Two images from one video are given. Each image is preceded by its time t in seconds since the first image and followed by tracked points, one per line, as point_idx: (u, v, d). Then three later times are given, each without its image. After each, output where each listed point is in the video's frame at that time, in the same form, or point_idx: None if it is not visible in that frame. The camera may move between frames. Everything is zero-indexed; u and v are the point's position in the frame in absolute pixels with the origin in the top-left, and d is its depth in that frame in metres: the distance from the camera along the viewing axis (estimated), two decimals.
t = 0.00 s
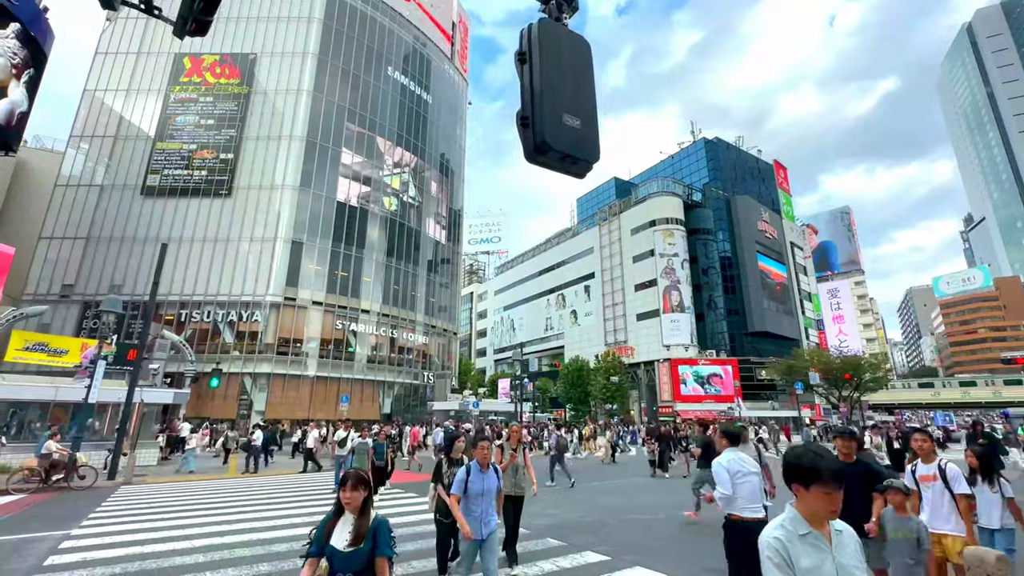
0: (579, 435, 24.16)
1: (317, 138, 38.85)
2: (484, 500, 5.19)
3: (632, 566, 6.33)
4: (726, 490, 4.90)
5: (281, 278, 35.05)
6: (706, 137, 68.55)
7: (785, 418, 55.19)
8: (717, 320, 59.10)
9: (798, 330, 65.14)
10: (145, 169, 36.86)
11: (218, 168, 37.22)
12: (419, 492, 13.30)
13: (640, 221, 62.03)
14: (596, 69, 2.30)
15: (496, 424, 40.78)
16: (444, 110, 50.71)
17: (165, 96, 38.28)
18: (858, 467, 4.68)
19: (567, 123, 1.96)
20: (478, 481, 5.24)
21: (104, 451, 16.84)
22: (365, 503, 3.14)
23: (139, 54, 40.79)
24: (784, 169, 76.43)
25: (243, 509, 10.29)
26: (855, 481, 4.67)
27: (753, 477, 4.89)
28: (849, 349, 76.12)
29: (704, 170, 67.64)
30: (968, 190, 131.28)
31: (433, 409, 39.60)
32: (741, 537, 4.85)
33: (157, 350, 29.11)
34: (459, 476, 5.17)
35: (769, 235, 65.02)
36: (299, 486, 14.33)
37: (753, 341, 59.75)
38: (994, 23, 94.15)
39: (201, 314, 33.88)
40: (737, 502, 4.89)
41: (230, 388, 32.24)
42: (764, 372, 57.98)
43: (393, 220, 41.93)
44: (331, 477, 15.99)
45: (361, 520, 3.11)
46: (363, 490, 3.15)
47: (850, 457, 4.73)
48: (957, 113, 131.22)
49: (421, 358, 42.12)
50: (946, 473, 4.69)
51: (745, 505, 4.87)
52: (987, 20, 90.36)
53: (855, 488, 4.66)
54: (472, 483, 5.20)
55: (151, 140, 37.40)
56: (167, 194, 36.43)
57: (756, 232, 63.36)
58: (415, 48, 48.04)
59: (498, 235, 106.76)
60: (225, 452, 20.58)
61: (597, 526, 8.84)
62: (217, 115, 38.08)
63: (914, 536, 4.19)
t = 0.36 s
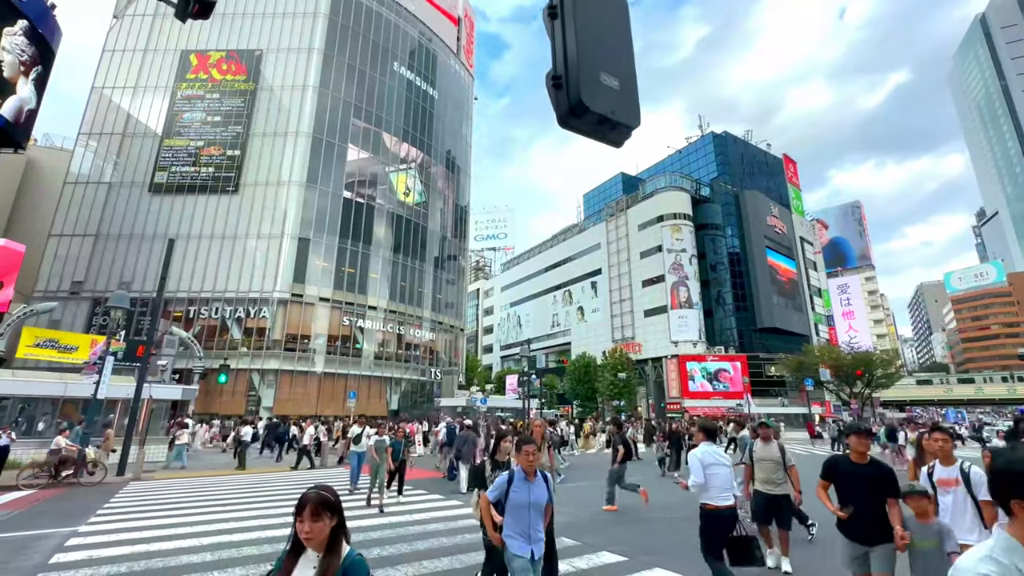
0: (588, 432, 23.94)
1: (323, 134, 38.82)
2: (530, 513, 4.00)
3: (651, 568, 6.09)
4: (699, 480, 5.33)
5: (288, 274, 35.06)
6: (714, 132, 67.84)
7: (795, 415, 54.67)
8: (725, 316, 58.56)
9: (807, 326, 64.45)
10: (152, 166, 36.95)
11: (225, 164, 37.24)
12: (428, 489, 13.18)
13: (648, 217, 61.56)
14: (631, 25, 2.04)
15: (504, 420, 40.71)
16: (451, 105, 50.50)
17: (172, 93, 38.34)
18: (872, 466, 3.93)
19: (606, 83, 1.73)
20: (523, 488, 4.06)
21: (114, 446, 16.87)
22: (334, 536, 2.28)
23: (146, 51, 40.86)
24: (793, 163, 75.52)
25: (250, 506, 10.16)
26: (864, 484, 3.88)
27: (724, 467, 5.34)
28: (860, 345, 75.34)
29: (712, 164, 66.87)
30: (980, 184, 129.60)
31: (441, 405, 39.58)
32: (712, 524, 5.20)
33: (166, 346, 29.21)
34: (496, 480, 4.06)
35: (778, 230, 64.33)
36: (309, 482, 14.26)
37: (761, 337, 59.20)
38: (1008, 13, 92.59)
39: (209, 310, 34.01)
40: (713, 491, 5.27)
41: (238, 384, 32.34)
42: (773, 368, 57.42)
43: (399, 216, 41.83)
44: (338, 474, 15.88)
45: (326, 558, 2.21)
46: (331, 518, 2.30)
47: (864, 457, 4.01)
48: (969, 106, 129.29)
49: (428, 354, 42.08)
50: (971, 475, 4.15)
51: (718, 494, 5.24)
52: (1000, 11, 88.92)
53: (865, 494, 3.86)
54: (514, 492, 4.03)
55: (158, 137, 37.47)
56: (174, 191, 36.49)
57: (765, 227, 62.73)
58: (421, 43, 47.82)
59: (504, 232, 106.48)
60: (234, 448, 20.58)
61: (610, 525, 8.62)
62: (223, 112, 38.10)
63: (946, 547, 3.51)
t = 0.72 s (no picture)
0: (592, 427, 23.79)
1: (324, 128, 38.53)
2: (587, 531, 3.44)
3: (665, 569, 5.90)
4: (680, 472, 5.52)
5: (289, 269, 34.89)
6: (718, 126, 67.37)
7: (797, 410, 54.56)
8: (727, 311, 58.35)
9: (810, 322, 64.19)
10: (152, 161, 36.73)
11: (225, 158, 36.99)
12: (432, 486, 13.03)
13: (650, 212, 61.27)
14: None
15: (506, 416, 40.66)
16: (452, 99, 50.15)
17: (171, 87, 38.07)
18: (907, 470, 3.50)
19: (655, 38, 1.54)
20: (580, 500, 3.46)
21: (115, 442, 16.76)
22: None
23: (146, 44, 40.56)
24: (797, 158, 75.04)
25: (253, 502, 10.01)
26: (894, 488, 3.47)
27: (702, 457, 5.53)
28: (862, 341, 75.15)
29: (716, 159, 66.46)
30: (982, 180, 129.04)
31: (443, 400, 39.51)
32: (687, 512, 5.33)
33: (167, 341, 29.07)
34: (544, 491, 3.41)
35: (781, 226, 64.00)
36: (312, 478, 14.14)
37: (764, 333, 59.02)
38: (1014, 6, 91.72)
39: (210, 305, 33.90)
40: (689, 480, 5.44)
41: (240, 379, 32.28)
42: (776, 364, 57.25)
43: (400, 211, 41.59)
44: (340, 470, 15.74)
45: None
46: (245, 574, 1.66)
47: (899, 459, 3.59)
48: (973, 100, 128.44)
49: (430, 350, 41.96)
50: (995, 478, 4.02)
51: (695, 484, 5.40)
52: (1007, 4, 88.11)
53: (896, 498, 3.44)
54: (569, 504, 3.44)
55: (158, 131, 37.22)
56: (175, 185, 36.29)
57: (768, 222, 62.41)
58: (422, 36, 47.41)
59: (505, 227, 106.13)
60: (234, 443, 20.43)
61: (621, 523, 8.45)
62: (223, 105, 37.83)
63: (994, 560, 3.11)
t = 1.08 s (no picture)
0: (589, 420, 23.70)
1: (318, 118, 37.97)
2: (655, 546, 2.85)
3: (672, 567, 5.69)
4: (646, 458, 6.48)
5: (283, 261, 34.44)
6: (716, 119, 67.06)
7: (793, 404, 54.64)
8: (724, 305, 58.26)
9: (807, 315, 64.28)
10: (143, 150, 36.08)
11: (218, 148, 36.38)
12: (427, 480, 12.77)
13: (648, 205, 61.09)
14: None
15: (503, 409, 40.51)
16: (448, 90, 49.57)
17: (162, 75, 37.36)
18: (949, 477, 3.15)
19: None
20: (645, 510, 2.88)
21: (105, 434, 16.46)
22: None
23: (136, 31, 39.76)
24: (795, 152, 74.82)
25: (244, 497, 9.75)
26: (925, 495, 3.13)
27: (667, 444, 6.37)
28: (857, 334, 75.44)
29: (713, 152, 66.20)
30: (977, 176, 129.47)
31: (439, 393, 39.22)
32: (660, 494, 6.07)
33: (159, 334, 28.63)
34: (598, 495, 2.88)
35: (778, 219, 63.93)
36: (306, 471, 13.86)
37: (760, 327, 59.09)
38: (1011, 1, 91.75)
39: (203, 297, 33.44)
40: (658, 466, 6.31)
41: (233, 372, 31.95)
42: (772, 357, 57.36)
43: (396, 202, 41.08)
44: (334, 464, 15.48)
45: None
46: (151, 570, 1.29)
47: (937, 463, 3.24)
48: (970, 95, 128.53)
49: (426, 343, 41.66)
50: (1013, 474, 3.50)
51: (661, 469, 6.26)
52: None
53: (924, 505, 3.13)
54: (629, 514, 2.87)
55: (148, 120, 36.53)
56: (166, 175, 35.72)
57: (765, 216, 62.26)
58: (418, 26, 46.68)
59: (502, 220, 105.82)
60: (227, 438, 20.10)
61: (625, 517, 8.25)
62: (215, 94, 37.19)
63: None
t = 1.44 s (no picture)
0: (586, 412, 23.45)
1: (309, 105, 37.10)
2: None
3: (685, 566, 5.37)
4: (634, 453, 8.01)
5: (273, 251, 33.75)
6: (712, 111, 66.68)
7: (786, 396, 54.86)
8: (718, 298, 58.16)
9: (800, 309, 64.45)
10: (128, 136, 35.14)
11: (205, 135, 35.49)
12: (423, 473, 12.40)
13: (643, 197, 60.79)
14: None
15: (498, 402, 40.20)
16: (443, 78, 48.72)
17: (147, 59, 36.30)
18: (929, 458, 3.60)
19: None
20: (788, 546, 1.99)
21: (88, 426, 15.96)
22: None
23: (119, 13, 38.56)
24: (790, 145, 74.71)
25: (230, 491, 9.34)
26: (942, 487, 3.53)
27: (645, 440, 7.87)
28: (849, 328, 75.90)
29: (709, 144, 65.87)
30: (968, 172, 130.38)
31: (433, 385, 38.78)
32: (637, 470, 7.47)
33: (146, 324, 27.94)
34: (715, 518, 1.95)
35: (773, 213, 63.90)
36: (297, 464, 13.49)
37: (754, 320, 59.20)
38: None
39: (191, 287, 32.68)
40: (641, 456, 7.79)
41: (222, 363, 31.35)
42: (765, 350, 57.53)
43: (389, 192, 40.35)
44: (325, 457, 15.10)
45: None
46: None
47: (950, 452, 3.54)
48: (963, 90, 129.09)
49: (419, 335, 41.16)
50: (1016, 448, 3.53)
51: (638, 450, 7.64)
52: None
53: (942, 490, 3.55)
54: (768, 555, 1.93)
55: (134, 106, 35.56)
56: (152, 162, 34.81)
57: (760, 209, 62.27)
58: (412, 12, 45.71)
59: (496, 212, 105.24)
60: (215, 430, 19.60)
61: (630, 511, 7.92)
62: (202, 79, 36.22)
63: None
